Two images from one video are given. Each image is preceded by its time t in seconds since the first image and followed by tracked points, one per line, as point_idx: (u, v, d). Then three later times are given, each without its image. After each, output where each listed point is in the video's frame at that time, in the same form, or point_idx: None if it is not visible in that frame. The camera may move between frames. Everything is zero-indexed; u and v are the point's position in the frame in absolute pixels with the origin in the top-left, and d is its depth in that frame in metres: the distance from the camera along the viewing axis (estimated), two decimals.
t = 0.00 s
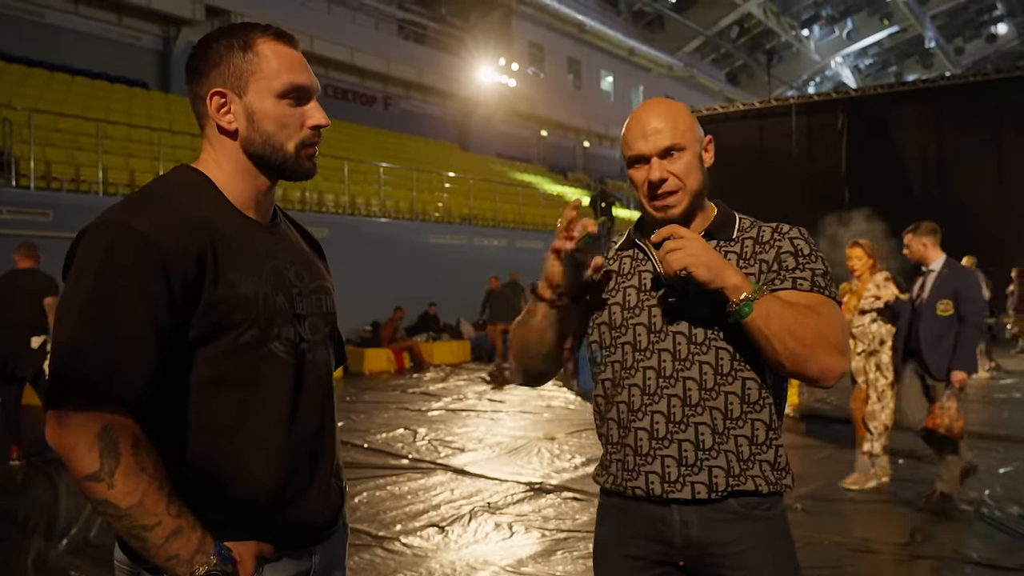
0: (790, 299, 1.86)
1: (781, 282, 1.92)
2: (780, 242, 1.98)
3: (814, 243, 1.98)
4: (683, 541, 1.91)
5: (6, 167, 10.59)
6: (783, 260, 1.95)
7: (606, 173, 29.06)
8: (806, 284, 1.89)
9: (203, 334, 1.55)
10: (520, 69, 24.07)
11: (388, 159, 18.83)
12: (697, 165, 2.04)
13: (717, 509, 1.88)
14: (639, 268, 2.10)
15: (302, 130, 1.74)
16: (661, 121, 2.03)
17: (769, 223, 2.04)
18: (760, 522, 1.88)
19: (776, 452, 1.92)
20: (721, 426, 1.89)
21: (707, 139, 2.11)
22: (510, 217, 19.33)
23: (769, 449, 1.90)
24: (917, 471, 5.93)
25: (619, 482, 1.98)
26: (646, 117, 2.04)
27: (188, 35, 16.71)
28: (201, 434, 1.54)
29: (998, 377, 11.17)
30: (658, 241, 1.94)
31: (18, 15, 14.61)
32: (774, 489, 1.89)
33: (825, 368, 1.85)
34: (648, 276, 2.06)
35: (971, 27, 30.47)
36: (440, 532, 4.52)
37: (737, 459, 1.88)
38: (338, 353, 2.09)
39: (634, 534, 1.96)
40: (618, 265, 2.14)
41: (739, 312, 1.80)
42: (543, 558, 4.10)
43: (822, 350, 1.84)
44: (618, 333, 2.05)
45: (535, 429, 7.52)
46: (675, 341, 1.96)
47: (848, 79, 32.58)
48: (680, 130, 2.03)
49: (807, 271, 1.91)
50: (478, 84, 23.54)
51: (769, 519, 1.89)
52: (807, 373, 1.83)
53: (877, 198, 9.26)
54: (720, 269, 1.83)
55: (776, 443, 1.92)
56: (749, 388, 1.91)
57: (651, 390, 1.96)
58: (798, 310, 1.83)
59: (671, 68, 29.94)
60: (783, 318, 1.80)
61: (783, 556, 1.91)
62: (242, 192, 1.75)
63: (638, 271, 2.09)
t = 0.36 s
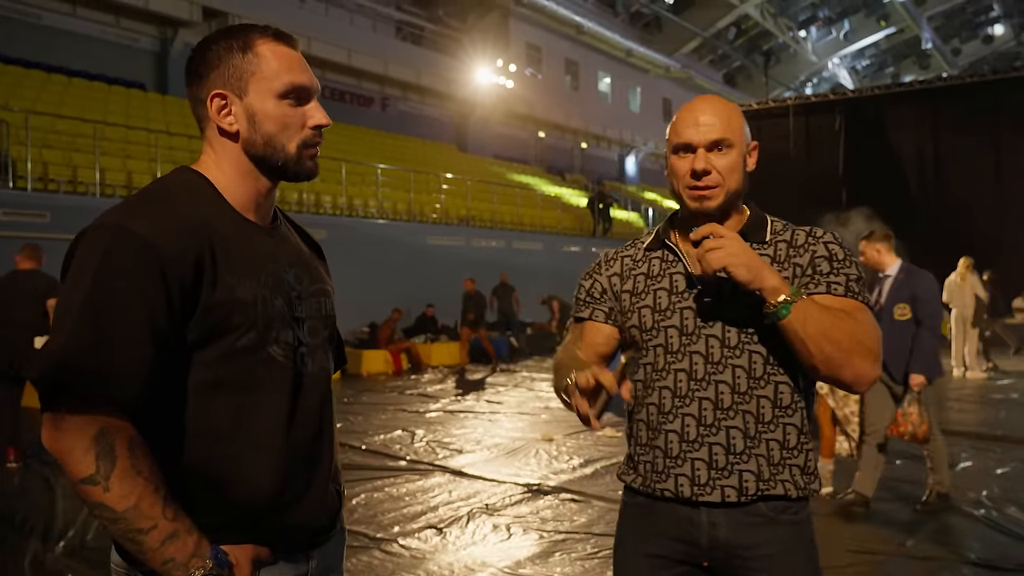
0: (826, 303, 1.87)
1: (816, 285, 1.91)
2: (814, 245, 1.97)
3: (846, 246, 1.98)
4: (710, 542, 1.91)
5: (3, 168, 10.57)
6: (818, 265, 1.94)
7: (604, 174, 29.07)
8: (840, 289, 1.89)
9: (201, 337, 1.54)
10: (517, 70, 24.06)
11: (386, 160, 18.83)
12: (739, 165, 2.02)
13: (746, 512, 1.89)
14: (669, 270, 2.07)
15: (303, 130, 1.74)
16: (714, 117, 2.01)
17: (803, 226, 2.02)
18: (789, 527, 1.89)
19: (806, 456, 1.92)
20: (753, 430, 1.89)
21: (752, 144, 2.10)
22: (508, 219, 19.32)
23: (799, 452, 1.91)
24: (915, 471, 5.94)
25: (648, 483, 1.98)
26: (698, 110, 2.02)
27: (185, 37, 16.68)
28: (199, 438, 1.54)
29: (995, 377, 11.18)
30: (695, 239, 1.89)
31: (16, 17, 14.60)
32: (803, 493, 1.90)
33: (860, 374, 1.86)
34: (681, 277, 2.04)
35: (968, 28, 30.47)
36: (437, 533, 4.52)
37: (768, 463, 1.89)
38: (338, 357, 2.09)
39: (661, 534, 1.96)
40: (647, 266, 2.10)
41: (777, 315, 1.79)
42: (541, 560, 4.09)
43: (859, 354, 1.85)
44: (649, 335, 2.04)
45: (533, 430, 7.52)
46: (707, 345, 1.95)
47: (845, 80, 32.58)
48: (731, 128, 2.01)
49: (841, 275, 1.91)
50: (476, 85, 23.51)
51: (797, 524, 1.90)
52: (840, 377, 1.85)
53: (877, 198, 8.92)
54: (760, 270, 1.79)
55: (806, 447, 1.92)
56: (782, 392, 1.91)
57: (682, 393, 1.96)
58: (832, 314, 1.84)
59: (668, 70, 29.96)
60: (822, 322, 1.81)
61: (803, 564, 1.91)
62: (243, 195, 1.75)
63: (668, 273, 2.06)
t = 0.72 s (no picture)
0: (858, 310, 1.87)
1: (845, 293, 1.93)
2: (844, 251, 1.97)
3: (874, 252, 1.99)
4: (730, 539, 1.92)
5: None
6: (848, 271, 1.95)
7: (595, 175, 29.15)
8: (870, 297, 1.90)
9: (189, 339, 1.54)
10: (508, 72, 24.08)
11: (377, 161, 18.82)
12: (777, 168, 2.01)
13: (767, 512, 1.90)
14: (697, 267, 2.05)
15: (293, 130, 1.74)
16: (757, 117, 2.00)
17: (832, 231, 2.02)
18: (808, 527, 1.90)
19: (826, 459, 1.94)
20: (777, 432, 1.90)
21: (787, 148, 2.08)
22: (499, 220, 19.34)
23: (819, 456, 1.92)
24: (904, 471, 5.97)
25: (670, 480, 1.98)
26: (742, 109, 2.01)
27: (175, 38, 16.62)
28: (185, 440, 1.53)
29: (984, 377, 11.24)
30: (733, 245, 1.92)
31: (5, 17, 14.51)
32: (822, 496, 1.91)
33: (888, 382, 1.87)
34: (710, 275, 2.03)
35: (957, 30, 30.67)
36: (428, 534, 4.52)
37: (790, 465, 1.89)
38: (326, 357, 2.09)
39: (679, 531, 1.97)
40: (674, 263, 2.09)
41: (813, 323, 1.79)
42: (532, 561, 4.10)
43: (889, 364, 1.86)
44: (675, 332, 2.03)
45: (524, 432, 7.52)
46: (735, 345, 1.95)
47: (835, 82, 32.70)
48: (772, 130, 2.00)
49: (871, 284, 1.92)
50: (467, 87, 23.51)
51: (815, 524, 1.91)
52: (868, 385, 1.86)
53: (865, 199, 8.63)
54: (799, 278, 1.80)
55: (827, 450, 1.93)
56: (806, 395, 1.91)
57: (708, 393, 1.95)
58: (865, 321, 1.84)
59: (659, 71, 30.04)
60: (855, 329, 1.81)
61: (819, 566, 1.93)
62: (232, 195, 1.74)
63: (697, 271, 2.05)
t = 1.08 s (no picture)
0: (870, 318, 1.88)
1: (857, 299, 1.93)
2: (858, 258, 1.97)
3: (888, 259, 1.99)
4: (732, 534, 1.94)
5: None
6: (861, 279, 1.95)
7: (579, 175, 29.22)
8: (882, 305, 1.90)
9: (169, 337, 1.53)
10: (493, 71, 24.07)
11: (361, 161, 18.77)
12: (798, 175, 2.00)
13: (768, 508, 1.91)
14: (711, 267, 2.04)
15: (275, 128, 1.73)
16: (788, 120, 1.99)
17: (847, 236, 2.02)
18: (808, 524, 1.91)
19: (830, 459, 1.95)
20: (783, 433, 1.91)
21: (813, 159, 2.07)
22: (483, 219, 19.34)
23: (823, 457, 1.93)
24: (884, 469, 6.02)
25: (677, 476, 2.00)
26: (775, 109, 2.00)
27: (156, 36, 16.48)
28: (165, 438, 1.53)
29: (963, 375, 11.36)
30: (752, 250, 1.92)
31: None
32: (826, 495, 1.92)
33: (898, 390, 1.89)
34: (723, 275, 2.02)
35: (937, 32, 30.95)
36: (411, 534, 4.52)
37: (795, 465, 1.90)
38: (310, 356, 2.08)
39: (683, 525, 1.98)
40: (689, 262, 2.07)
41: (826, 331, 1.80)
42: (516, 560, 4.11)
43: (899, 372, 1.88)
44: (686, 331, 2.03)
45: (508, 431, 7.52)
46: (745, 347, 1.95)
47: (818, 82, 32.90)
48: (801, 137, 1.99)
49: (883, 291, 1.92)
50: (452, 86, 23.48)
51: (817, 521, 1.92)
52: (878, 392, 1.88)
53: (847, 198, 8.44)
54: (814, 286, 1.80)
55: (833, 452, 1.95)
56: (812, 398, 1.92)
57: (716, 392, 1.96)
58: (876, 328, 1.86)
59: (643, 71, 30.14)
60: (865, 339, 1.83)
61: (819, 561, 1.95)
62: (213, 195, 1.74)
63: (710, 271, 2.04)
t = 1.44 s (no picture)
0: (863, 313, 1.89)
1: (853, 295, 1.95)
2: (854, 255, 2.00)
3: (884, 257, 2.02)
4: (724, 527, 1.95)
5: None
6: (857, 274, 1.97)
7: (563, 175, 29.29)
8: (877, 300, 1.93)
9: (146, 336, 1.52)
10: (477, 71, 24.05)
11: (345, 160, 18.70)
12: (791, 185, 1.98)
13: (759, 501, 1.92)
14: (710, 261, 2.05)
15: (252, 127, 1.73)
16: (781, 130, 1.96)
17: (843, 235, 2.05)
18: (799, 519, 1.94)
19: (822, 451, 1.95)
20: (777, 424, 1.91)
21: (809, 164, 2.06)
22: (467, 219, 19.33)
23: (816, 449, 1.93)
24: (865, 467, 6.07)
25: (671, 464, 2.00)
26: (766, 119, 1.98)
27: (137, 34, 16.35)
28: (143, 435, 1.52)
29: (942, 375, 11.49)
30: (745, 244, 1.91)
31: None
32: (817, 488, 1.94)
33: (891, 384, 1.89)
34: (721, 268, 2.02)
35: (917, 35, 31.23)
36: (394, 534, 4.51)
37: (789, 456, 1.91)
38: (292, 355, 2.08)
39: (676, 516, 1.99)
40: (687, 255, 2.07)
41: (819, 324, 1.81)
42: (499, 559, 4.11)
43: (895, 366, 1.88)
44: (683, 322, 2.03)
45: (492, 431, 7.52)
46: (740, 339, 1.95)
47: (800, 85, 33.09)
48: (794, 147, 1.96)
49: (879, 287, 1.94)
50: (436, 86, 23.43)
51: (807, 516, 1.95)
52: (871, 385, 1.87)
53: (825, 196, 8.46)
54: (807, 280, 1.80)
55: (826, 444, 1.96)
56: (807, 390, 1.93)
57: (712, 382, 1.96)
58: (871, 324, 1.87)
59: (627, 72, 30.22)
60: (861, 332, 1.84)
61: (808, 553, 1.97)
62: (190, 192, 1.72)
63: (708, 264, 2.04)
